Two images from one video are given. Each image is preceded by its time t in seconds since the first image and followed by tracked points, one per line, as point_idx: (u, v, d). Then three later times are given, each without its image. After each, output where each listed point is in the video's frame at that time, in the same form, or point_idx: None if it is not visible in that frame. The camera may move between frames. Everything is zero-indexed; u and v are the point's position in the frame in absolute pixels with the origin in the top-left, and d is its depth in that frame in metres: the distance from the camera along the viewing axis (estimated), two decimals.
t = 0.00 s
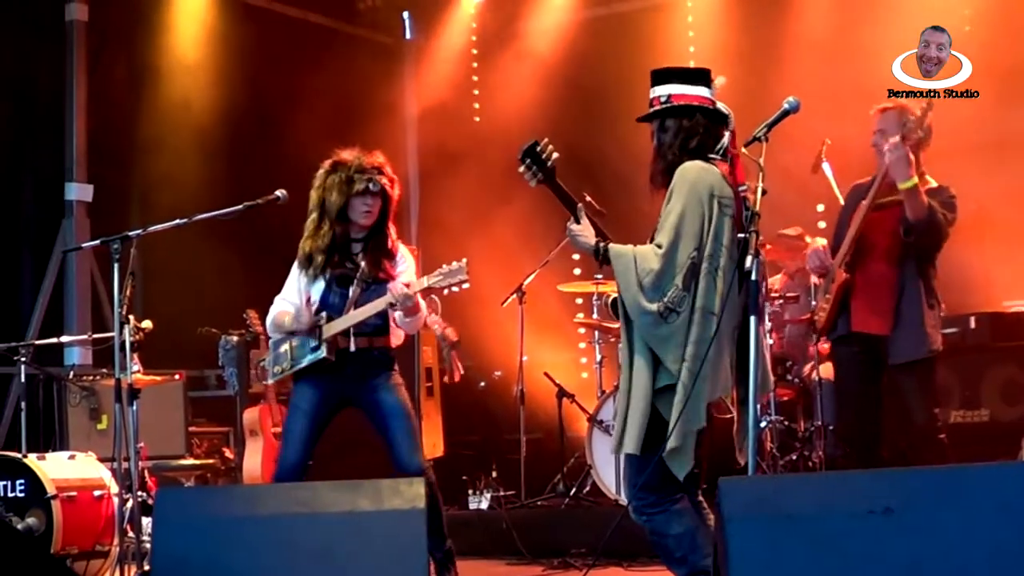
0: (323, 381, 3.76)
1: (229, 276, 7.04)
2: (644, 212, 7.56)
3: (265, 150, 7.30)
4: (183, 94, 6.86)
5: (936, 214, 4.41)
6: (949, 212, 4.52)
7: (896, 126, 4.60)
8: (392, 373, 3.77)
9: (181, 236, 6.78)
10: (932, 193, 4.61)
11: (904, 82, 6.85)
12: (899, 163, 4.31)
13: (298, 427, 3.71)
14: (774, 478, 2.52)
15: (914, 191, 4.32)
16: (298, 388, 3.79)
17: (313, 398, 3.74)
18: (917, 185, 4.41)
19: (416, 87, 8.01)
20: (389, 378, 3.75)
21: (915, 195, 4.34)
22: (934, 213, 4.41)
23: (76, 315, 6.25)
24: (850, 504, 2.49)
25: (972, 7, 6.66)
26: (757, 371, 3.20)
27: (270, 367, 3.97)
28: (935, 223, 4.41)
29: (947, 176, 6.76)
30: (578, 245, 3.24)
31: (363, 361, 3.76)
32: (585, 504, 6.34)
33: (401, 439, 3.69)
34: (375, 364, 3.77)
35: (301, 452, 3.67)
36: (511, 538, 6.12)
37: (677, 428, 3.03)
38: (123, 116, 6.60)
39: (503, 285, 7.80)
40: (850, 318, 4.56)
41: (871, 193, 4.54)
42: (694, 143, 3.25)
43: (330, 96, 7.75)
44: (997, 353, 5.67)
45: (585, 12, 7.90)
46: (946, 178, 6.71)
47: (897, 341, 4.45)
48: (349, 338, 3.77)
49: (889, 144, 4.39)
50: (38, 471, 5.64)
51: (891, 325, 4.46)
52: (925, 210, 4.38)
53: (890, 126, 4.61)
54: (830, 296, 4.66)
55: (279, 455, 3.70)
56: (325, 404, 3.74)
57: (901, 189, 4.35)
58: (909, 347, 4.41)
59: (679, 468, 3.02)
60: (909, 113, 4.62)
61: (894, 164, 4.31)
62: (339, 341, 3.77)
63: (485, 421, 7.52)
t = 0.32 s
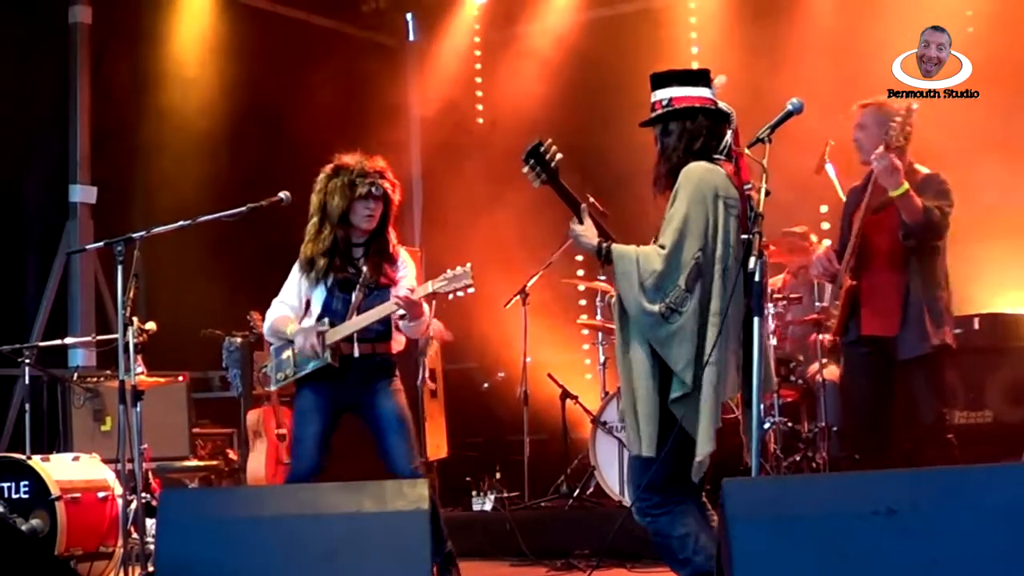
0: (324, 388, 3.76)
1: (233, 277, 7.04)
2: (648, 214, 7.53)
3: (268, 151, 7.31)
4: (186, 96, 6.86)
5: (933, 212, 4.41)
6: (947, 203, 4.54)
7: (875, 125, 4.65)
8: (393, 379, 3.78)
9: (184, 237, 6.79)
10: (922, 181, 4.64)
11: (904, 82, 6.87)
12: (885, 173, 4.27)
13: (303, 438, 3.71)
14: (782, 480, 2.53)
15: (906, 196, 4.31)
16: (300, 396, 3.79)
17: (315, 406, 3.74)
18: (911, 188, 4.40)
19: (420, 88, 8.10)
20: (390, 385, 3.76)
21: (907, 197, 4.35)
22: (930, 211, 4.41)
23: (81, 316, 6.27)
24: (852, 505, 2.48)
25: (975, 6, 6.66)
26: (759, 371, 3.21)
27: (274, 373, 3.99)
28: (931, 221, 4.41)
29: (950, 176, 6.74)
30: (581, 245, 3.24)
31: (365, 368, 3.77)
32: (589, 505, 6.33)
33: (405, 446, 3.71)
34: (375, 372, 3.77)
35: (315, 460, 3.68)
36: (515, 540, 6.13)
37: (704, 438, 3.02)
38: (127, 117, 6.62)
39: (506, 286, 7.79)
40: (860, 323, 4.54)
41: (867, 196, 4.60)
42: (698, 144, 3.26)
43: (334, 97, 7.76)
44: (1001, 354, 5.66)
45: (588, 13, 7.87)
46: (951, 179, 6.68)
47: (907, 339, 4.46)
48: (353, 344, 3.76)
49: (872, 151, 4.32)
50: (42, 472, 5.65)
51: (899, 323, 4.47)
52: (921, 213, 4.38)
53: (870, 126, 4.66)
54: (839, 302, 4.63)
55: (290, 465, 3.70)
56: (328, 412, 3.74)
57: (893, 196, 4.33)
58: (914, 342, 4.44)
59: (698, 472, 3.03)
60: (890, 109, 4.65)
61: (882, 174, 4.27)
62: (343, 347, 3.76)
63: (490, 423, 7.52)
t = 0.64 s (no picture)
0: (332, 388, 3.77)
1: (240, 275, 7.05)
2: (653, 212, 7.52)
3: (275, 150, 7.31)
4: (194, 95, 6.87)
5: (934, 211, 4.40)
6: (947, 202, 4.52)
7: (873, 127, 4.67)
8: (401, 379, 3.79)
9: (192, 235, 6.79)
10: (926, 179, 4.61)
11: (903, 82, 6.86)
12: (883, 175, 4.25)
13: (316, 433, 3.72)
14: (790, 478, 2.51)
15: (905, 198, 4.30)
16: (308, 395, 3.80)
17: (325, 404, 3.75)
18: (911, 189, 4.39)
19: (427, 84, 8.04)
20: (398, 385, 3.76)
21: (906, 197, 4.33)
22: (930, 210, 4.40)
23: (88, 315, 6.29)
24: (861, 505, 2.47)
25: (983, 5, 6.64)
26: (767, 377, 3.20)
27: (279, 375, 4.00)
28: (932, 221, 4.39)
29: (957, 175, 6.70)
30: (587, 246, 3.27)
31: (371, 367, 3.77)
32: (596, 504, 6.33)
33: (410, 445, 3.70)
34: (383, 371, 3.77)
35: (330, 454, 3.69)
36: (522, 539, 6.13)
37: (741, 441, 3.04)
38: (134, 117, 6.62)
39: (513, 285, 7.78)
40: (870, 321, 4.55)
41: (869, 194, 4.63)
42: (714, 148, 3.28)
43: (341, 95, 7.78)
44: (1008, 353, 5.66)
45: (594, 12, 7.87)
46: (958, 177, 6.66)
47: (925, 336, 4.42)
48: (361, 345, 3.77)
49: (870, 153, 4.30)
50: (51, 471, 5.68)
51: (913, 323, 4.44)
52: (920, 212, 4.37)
53: (869, 129, 4.68)
54: (848, 303, 4.67)
55: (304, 462, 3.71)
56: (337, 410, 3.75)
57: (892, 198, 4.32)
58: (931, 339, 4.40)
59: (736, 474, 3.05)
60: (885, 110, 4.68)
61: (880, 177, 4.25)
62: (348, 346, 3.77)
63: (497, 422, 7.51)
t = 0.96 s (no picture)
0: (334, 385, 3.71)
1: (246, 272, 6.99)
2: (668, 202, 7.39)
3: (284, 146, 7.26)
4: (203, 90, 6.83)
5: (953, 231, 4.36)
6: (971, 222, 4.47)
7: (910, 135, 4.48)
8: (405, 374, 3.75)
9: (200, 233, 6.75)
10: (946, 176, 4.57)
11: (904, 82, 6.80)
12: (914, 185, 4.19)
13: (313, 435, 3.65)
14: (801, 476, 2.44)
15: (931, 213, 4.24)
16: (310, 394, 3.74)
17: (328, 401, 3.69)
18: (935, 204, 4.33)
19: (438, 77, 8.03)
20: (402, 381, 3.72)
21: (932, 212, 4.27)
22: (951, 228, 4.36)
23: (95, 311, 6.25)
24: (874, 503, 2.40)
25: None
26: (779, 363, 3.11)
27: (281, 372, 3.92)
28: (952, 238, 4.37)
29: (971, 171, 6.61)
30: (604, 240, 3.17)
31: (375, 365, 3.72)
32: (606, 503, 6.28)
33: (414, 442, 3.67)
34: (388, 367, 3.73)
35: (321, 453, 3.61)
36: (532, 537, 6.07)
37: (747, 432, 3.00)
38: (142, 113, 6.58)
39: (523, 282, 7.71)
40: (872, 322, 4.45)
41: (896, 198, 4.44)
42: (725, 138, 3.24)
43: (350, 90, 7.72)
44: None
45: (604, 6, 7.82)
46: (972, 175, 6.57)
47: (925, 351, 4.38)
48: (364, 343, 3.71)
49: (902, 162, 4.24)
50: (57, 469, 5.63)
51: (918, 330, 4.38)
52: (942, 230, 4.30)
53: (904, 138, 4.49)
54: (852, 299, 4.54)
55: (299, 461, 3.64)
56: (339, 408, 3.69)
57: (917, 210, 4.26)
58: (934, 356, 4.35)
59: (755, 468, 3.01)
60: (922, 117, 4.49)
61: (910, 186, 4.20)
62: (350, 345, 3.71)
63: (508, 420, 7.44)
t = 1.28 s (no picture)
0: (338, 389, 3.54)
1: (252, 273, 6.82)
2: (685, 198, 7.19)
3: (292, 143, 7.09)
4: (209, 86, 6.68)
5: (980, 256, 4.08)
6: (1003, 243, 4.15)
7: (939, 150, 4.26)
8: (409, 374, 3.58)
9: (206, 233, 6.60)
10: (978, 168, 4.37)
11: (903, 82, 6.67)
12: (940, 215, 3.95)
13: (321, 439, 3.46)
14: (823, 480, 2.29)
15: (958, 244, 3.97)
16: (313, 399, 3.55)
17: (332, 405, 3.51)
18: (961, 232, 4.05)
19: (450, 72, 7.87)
20: (406, 380, 3.55)
21: (958, 243, 4.00)
22: (977, 254, 4.07)
23: (98, 312, 6.10)
24: (900, 508, 2.24)
25: None
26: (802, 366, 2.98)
27: (281, 377, 3.76)
28: (978, 264, 4.07)
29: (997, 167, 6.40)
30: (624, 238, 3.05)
31: (378, 365, 3.55)
32: (624, 509, 6.10)
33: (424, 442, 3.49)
34: (393, 367, 3.56)
35: (331, 455, 3.43)
36: (546, 544, 5.89)
37: (762, 435, 2.91)
38: (146, 108, 6.43)
39: (537, 282, 7.52)
40: (893, 329, 4.25)
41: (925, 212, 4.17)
42: (745, 132, 3.10)
43: (358, 86, 7.55)
44: None
45: None
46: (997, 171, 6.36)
47: (944, 370, 4.14)
48: (368, 342, 3.54)
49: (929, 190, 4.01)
50: (58, 474, 5.48)
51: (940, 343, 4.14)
52: (967, 258, 4.02)
53: (935, 152, 4.27)
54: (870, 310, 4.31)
55: (306, 467, 3.44)
56: (343, 410, 3.51)
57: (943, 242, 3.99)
58: (955, 376, 4.11)
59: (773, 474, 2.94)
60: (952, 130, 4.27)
61: (936, 216, 3.95)
62: (354, 346, 3.54)
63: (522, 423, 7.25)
